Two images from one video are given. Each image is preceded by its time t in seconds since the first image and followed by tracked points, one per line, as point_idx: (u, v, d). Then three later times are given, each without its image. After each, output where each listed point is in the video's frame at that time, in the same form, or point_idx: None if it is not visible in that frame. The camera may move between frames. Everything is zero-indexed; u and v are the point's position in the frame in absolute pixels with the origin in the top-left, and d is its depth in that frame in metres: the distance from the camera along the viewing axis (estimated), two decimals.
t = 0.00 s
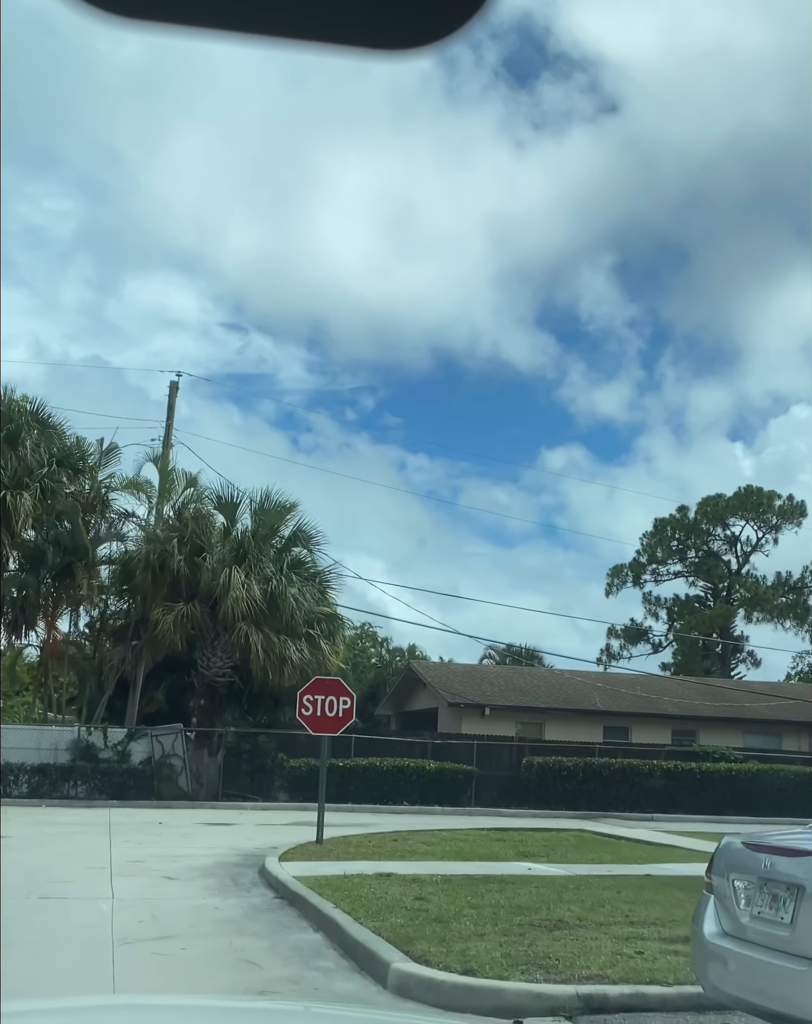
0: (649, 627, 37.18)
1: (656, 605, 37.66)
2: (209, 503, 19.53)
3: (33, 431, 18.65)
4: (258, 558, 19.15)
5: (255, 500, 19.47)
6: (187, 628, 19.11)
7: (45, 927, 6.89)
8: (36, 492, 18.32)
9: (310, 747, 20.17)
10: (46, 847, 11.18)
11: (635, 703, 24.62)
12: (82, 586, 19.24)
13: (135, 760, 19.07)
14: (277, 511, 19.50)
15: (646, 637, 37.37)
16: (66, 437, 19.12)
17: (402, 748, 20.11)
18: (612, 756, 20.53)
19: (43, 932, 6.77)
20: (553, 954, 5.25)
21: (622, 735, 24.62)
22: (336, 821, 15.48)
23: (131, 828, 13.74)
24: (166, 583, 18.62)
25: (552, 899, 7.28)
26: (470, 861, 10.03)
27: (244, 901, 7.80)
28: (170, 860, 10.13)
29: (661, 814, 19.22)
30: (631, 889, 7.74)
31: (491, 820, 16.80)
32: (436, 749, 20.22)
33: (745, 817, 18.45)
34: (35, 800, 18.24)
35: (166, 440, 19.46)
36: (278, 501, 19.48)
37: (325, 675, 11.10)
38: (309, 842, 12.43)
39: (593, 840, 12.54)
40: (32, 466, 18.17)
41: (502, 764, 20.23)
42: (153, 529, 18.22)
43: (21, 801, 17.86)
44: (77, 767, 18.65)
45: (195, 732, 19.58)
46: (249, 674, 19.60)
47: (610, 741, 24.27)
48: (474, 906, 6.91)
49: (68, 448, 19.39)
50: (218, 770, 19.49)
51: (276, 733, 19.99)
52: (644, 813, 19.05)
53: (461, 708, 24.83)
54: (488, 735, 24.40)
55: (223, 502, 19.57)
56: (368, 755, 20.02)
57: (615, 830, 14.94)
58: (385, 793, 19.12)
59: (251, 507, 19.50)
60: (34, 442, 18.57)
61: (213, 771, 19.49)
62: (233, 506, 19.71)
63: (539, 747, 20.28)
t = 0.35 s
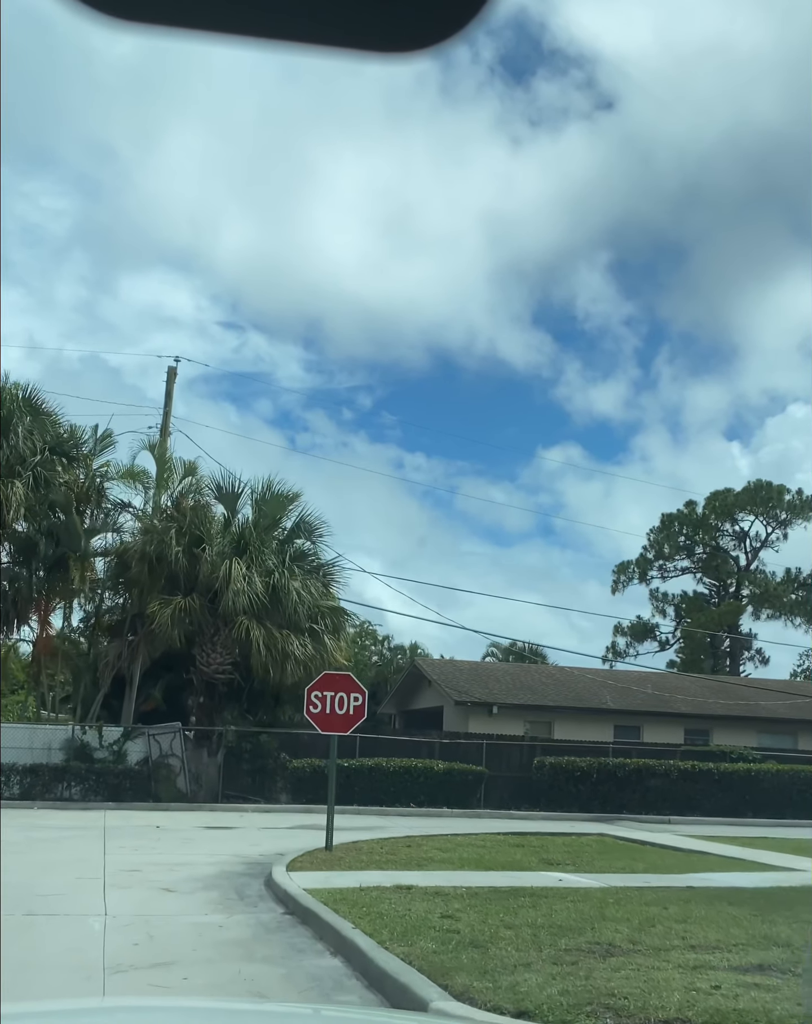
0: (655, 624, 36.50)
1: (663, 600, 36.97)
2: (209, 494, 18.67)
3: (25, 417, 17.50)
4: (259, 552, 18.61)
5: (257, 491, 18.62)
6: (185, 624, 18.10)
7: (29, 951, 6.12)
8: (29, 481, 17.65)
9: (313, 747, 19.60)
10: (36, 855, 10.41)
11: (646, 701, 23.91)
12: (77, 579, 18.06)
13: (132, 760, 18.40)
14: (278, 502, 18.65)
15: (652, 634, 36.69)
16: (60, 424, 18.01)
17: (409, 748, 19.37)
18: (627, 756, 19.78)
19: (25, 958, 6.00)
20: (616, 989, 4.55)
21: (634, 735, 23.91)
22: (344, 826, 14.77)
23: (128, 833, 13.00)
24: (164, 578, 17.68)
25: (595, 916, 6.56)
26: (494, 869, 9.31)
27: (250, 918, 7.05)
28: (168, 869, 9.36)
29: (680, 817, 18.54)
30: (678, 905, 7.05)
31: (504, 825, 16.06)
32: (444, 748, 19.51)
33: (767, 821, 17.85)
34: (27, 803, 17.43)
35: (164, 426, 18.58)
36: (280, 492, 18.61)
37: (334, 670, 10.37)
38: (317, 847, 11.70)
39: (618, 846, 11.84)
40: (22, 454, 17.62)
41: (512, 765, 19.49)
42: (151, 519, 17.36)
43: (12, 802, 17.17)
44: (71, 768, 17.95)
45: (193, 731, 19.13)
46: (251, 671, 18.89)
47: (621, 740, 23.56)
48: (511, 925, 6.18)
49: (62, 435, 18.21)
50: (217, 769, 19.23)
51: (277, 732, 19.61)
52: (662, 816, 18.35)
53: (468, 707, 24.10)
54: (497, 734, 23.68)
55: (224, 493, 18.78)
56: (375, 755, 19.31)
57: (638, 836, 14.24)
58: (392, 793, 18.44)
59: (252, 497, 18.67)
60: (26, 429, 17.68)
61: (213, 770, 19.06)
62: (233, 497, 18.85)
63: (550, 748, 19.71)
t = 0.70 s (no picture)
0: (664, 621, 35.78)
1: (671, 596, 36.27)
2: (209, 483, 17.98)
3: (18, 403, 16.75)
4: (262, 543, 17.66)
5: (259, 479, 17.94)
6: (185, 617, 17.51)
7: (9, 983, 5.34)
8: (22, 469, 16.88)
9: (318, 746, 18.79)
10: (23, 864, 9.62)
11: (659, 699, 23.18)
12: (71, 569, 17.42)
13: (128, 761, 17.52)
14: (282, 491, 17.96)
15: (660, 631, 36.00)
16: (55, 409, 17.32)
17: (417, 747, 18.63)
18: (644, 756, 19.16)
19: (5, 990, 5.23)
20: None
21: (647, 734, 23.19)
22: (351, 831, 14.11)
23: (124, 837, 12.28)
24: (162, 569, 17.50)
25: (650, 940, 5.82)
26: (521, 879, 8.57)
27: (258, 939, 6.32)
28: (167, 879, 8.61)
29: (698, 818, 17.87)
30: (736, 925, 6.32)
31: (524, 827, 15.44)
32: (454, 747, 18.78)
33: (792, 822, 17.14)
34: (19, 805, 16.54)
35: (164, 412, 17.82)
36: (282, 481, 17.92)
37: (347, 663, 9.68)
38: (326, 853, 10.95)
39: (647, 852, 11.12)
40: (15, 440, 16.87)
41: (524, 764, 18.75)
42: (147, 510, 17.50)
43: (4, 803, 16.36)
44: (66, 768, 17.10)
45: (193, 730, 18.23)
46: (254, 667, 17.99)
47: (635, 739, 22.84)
48: (558, 951, 5.45)
49: (57, 423, 17.65)
50: (219, 772, 18.03)
51: (282, 732, 18.58)
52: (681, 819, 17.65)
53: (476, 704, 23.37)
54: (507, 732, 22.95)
55: (224, 482, 18.00)
56: (383, 755, 18.52)
57: (663, 840, 13.53)
58: (401, 794, 17.68)
59: (255, 486, 17.98)
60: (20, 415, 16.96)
61: (213, 773, 18.02)
62: (235, 485, 18.07)
63: (565, 746, 18.93)
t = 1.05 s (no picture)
0: (674, 618, 35.07)
1: (681, 592, 35.48)
2: (211, 472, 17.28)
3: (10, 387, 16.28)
4: (266, 533, 16.98)
5: (263, 467, 17.24)
6: (186, 611, 16.75)
7: None
8: (16, 456, 16.11)
9: (324, 746, 18.08)
10: (13, 874, 8.88)
11: (675, 697, 22.45)
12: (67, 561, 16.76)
13: (128, 762, 16.84)
14: (287, 480, 17.28)
15: (670, 628, 35.25)
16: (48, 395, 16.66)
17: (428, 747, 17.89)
18: (661, 756, 18.27)
19: None
20: None
21: (663, 733, 22.46)
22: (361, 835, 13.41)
23: (123, 842, 11.55)
24: (162, 560, 16.83)
25: (721, 969, 5.11)
26: (556, 893, 7.84)
27: (272, 964, 5.59)
28: (168, 891, 7.90)
29: (720, 821, 17.16)
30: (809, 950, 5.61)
31: (543, 831, 14.69)
32: (466, 747, 18.05)
33: None
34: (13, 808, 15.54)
35: (163, 398, 17.17)
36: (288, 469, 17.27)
37: (362, 657, 8.96)
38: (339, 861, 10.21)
39: (680, 860, 10.40)
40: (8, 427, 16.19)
41: (538, 764, 18.02)
42: (147, 500, 17.05)
43: None
44: (61, 769, 16.32)
45: (195, 727, 17.45)
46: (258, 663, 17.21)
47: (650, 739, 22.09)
48: (620, 985, 4.74)
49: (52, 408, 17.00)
50: (221, 772, 17.28)
51: (286, 730, 17.87)
52: (701, 822, 16.97)
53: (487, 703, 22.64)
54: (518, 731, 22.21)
55: (226, 470, 17.28)
56: (392, 756, 17.76)
57: (691, 845, 12.81)
58: (411, 795, 16.94)
59: (258, 474, 17.27)
60: (14, 402, 16.29)
61: (216, 773, 17.28)
62: (238, 473, 17.33)
63: (581, 745, 18.18)
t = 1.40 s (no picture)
0: (686, 616, 34.33)
1: (695, 588, 34.78)
2: (215, 460, 16.65)
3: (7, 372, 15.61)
4: (273, 523, 16.32)
5: (269, 454, 16.57)
6: (190, 604, 16.08)
7: None
8: (12, 442, 15.53)
9: (334, 746, 17.38)
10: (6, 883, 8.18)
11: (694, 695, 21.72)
12: (66, 551, 15.98)
13: (129, 762, 16.08)
14: (295, 468, 16.59)
15: (682, 625, 34.52)
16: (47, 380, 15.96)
17: (440, 746, 17.19)
18: (684, 756, 17.54)
19: None
20: None
21: (681, 733, 21.75)
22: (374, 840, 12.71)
23: (125, 848, 10.85)
24: (165, 551, 16.12)
25: None
26: (599, 907, 7.14)
27: (294, 996, 4.90)
28: (174, 905, 7.20)
29: (747, 823, 16.45)
30: None
31: (565, 836, 13.99)
32: (480, 747, 17.33)
33: None
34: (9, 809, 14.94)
35: (166, 383, 16.49)
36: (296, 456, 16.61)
37: (382, 649, 8.26)
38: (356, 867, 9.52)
39: (720, 867, 9.71)
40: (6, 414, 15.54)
41: (555, 765, 17.24)
42: (148, 487, 16.33)
43: None
44: (60, 769, 15.71)
45: (199, 726, 16.77)
46: (264, 659, 16.55)
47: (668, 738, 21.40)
48: None
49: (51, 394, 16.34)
50: (227, 772, 16.59)
51: (293, 729, 17.17)
52: (727, 824, 16.28)
53: (500, 700, 21.92)
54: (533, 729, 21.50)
55: (231, 459, 16.60)
56: (405, 755, 17.04)
57: (724, 851, 12.10)
58: (426, 797, 16.24)
59: (265, 462, 16.60)
60: (11, 386, 15.59)
61: (221, 773, 16.58)
62: (244, 462, 16.66)
63: (600, 744, 17.47)
